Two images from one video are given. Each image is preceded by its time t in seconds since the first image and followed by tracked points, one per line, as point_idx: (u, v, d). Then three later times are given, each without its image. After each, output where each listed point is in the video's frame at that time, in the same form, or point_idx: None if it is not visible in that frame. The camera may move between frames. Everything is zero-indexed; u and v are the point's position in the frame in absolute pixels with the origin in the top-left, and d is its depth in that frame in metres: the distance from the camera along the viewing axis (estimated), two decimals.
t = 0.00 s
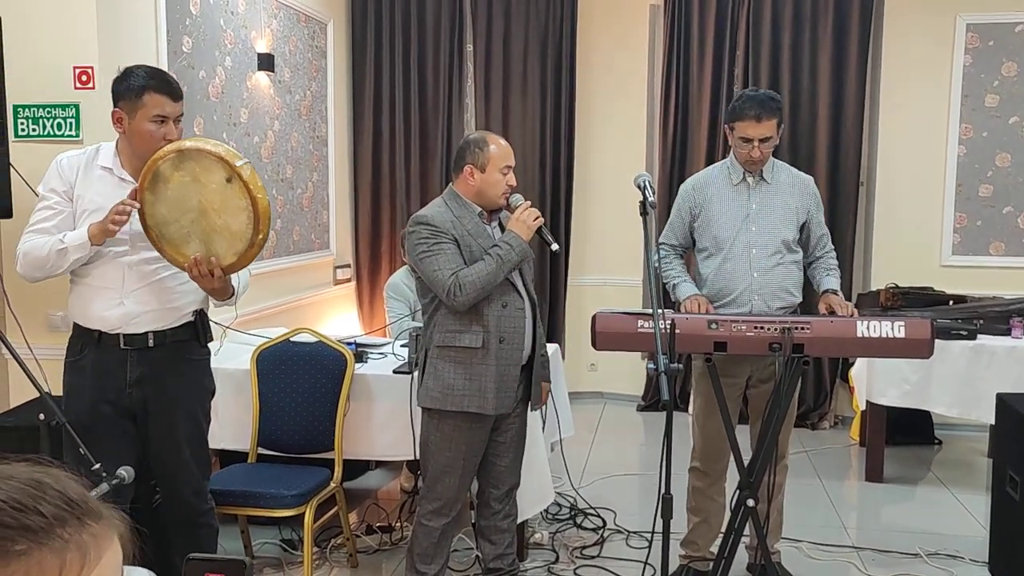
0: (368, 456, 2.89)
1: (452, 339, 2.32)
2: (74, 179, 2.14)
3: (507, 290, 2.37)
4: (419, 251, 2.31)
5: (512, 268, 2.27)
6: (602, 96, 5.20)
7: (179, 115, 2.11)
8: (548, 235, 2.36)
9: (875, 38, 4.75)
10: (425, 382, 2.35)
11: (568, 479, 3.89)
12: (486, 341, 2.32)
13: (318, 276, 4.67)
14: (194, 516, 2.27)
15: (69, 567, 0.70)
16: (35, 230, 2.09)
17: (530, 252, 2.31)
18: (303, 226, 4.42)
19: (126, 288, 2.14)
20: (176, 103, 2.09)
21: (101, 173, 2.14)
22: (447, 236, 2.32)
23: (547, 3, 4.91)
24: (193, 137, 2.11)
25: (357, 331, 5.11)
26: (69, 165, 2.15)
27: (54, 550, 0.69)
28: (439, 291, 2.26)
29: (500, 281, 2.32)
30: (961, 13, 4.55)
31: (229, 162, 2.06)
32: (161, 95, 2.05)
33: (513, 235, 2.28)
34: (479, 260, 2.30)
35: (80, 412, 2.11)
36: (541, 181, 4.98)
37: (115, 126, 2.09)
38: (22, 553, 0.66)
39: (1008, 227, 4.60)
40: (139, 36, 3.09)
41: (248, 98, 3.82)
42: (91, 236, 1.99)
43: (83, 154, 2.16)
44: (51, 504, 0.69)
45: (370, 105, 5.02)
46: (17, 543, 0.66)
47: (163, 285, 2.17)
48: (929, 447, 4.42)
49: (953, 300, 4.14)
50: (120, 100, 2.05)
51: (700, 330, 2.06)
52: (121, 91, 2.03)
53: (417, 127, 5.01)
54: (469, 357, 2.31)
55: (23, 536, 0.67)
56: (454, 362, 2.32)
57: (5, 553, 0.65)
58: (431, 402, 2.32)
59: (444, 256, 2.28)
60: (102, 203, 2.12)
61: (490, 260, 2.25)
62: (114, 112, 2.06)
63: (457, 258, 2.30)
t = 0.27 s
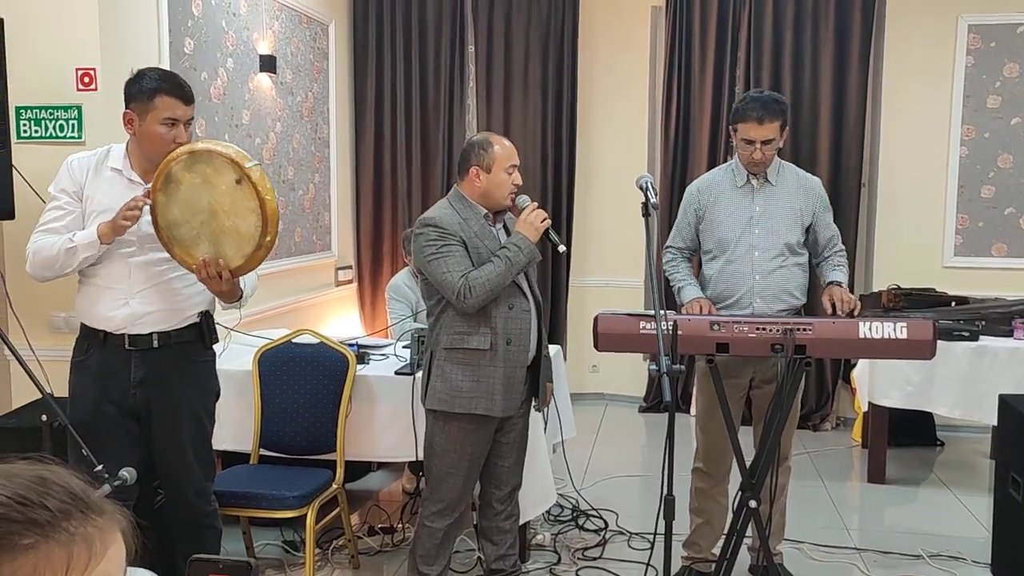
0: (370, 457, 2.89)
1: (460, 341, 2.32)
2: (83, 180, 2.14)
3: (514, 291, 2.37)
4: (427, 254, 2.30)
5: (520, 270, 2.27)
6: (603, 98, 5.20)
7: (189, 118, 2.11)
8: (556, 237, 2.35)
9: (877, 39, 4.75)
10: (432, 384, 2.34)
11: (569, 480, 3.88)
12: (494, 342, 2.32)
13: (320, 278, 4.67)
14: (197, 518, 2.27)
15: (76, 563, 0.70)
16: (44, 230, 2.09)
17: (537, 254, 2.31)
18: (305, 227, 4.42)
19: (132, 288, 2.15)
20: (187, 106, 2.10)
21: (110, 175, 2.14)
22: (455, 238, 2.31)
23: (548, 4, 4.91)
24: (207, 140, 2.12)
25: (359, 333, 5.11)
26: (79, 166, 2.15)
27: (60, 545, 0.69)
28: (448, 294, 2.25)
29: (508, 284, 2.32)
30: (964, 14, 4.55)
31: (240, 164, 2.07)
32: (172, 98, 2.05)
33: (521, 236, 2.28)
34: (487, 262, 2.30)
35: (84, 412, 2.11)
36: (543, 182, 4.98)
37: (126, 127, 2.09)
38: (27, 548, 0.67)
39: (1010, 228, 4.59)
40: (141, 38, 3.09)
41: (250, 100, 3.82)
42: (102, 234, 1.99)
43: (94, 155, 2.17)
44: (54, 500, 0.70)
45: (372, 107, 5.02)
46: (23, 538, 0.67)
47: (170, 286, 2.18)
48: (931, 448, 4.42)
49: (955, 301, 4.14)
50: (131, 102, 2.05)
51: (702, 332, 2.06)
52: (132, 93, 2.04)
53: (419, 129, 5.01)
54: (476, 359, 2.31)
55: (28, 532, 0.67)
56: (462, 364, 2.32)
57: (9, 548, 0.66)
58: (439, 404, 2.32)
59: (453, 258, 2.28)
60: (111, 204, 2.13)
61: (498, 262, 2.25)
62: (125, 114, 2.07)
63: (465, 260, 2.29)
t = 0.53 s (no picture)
0: (371, 459, 2.89)
1: (465, 342, 2.31)
2: (89, 181, 2.15)
3: (518, 292, 2.37)
4: (430, 255, 2.30)
5: (524, 270, 2.28)
6: (604, 99, 5.21)
7: (197, 121, 2.12)
8: (558, 236, 2.37)
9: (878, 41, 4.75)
10: (436, 385, 2.34)
11: (571, 481, 3.88)
12: (499, 343, 2.32)
13: (321, 279, 4.68)
14: (199, 519, 2.27)
15: (74, 560, 0.70)
16: (49, 231, 2.09)
17: (541, 253, 2.33)
18: (306, 228, 4.42)
19: (138, 289, 2.15)
20: (195, 108, 2.10)
21: (117, 176, 2.15)
22: (459, 239, 2.31)
23: (549, 6, 4.92)
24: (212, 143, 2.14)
25: (360, 334, 5.12)
26: (85, 167, 2.15)
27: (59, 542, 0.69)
28: (453, 295, 2.25)
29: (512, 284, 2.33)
30: (965, 15, 4.55)
31: (246, 165, 2.10)
32: (180, 101, 2.05)
33: (524, 236, 2.29)
34: (491, 263, 2.30)
35: (87, 413, 2.11)
36: (544, 184, 4.98)
37: (133, 129, 2.10)
38: (26, 548, 0.67)
39: (1012, 229, 4.59)
40: (143, 39, 3.09)
41: (251, 101, 3.82)
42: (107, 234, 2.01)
43: (99, 156, 2.17)
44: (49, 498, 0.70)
45: (373, 108, 5.02)
46: (21, 538, 0.67)
47: (175, 286, 2.18)
48: (933, 450, 4.41)
49: (956, 303, 4.13)
50: (140, 104, 2.06)
51: (703, 332, 2.06)
52: (141, 96, 2.04)
53: (420, 130, 5.02)
54: (481, 360, 2.31)
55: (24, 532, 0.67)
56: (466, 365, 2.31)
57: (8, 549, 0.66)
58: (444, 405, 2.32)
59: (458, 259, 2.28)
60: (117, 205, 2.13)
61: (503, 263, 2.26)
62: (134, 116, 2.08)
63: (470, 261, 2.29)
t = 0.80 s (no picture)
0: (372, 460, 2.89)
1: (466, 343, 2.31)
2: (93, 182, 2.15)
3: (518, 293, 2.38)
4: (431, 256, 2.30)
5: (525, 269, 2.28)
6: (605, 101, 5.21)
7: (200, 123, 2.12)
8: (558, 235, 2.36)
9: (879, 43, 4.75)
10: (438, 387, 2.33)
11: (572, 483, 3.88)
12: (500, 344, 2.32)
13: (322, 280, 4.68)
14: (200, 520, 2.27)
15: (70, 561, 0.71)
16: (50, 232, 2.09)
17: (541, 252, 2.33)
18: (307, 229, 4.42)
19: (139, 289, 2.15)
20: (199, 111, 2.10)
21: (120, 177, 2.15)
22: (459, 240, 2.31)
23: (550, 7, 4.92)
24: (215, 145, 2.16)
25: (361, 335, 5.12)
26: (89, 167, 2.16)
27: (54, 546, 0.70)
28: (454, 295, 2.25)
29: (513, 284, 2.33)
30: (966, 17, 4.55)
31: (252, 165, 2.13)
32: (185, 103, 2.05)
33: (524, 235, 2.29)
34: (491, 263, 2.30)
35: (89, 414, 2.12)
36: (545, 185, 4.98)
37: (138, 131, 2.10)
38: (22, 551, 0.68)
39: (1012, 231, 4.59)
40: (145, 40, 3.09)
41: (252, 102, 3.82)
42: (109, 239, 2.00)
43: (103, 157, 2.17)
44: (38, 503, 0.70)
45: (374, 110, 5.03)
46: (16, 542, 0.67)
47: (176, 286, 2.18)
48: (934, 451, 4.41)
49: (958, 304, 4.13)
50: (144, 105, 2.06)
51: (704, 334, 2.06)
52: (146, 98, 2.04)
53: (421, 132, 5.02)
54: (483, 361, 2.31)
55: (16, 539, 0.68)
56: (468, 366, 2.31)
57: (4, 553, 0.67)
58: (445, 406, 2.31)
59: (458, 260, 2.28)
60: (120, 206, 2.14)
61: (503, 262, 2.26)
62: (137, 117, 2.07)
63: (470, 262, 2.29)
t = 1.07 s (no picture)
0: (373, 462, 2.89)
1: (467, 345, 2.32)
2: (94, 184, 2.15)
3: (518, 294, 2.38)
4: (430, 259, 2.30)
5: (524, 271, 2.29)
6: (606, 103, 5.21)
7: (203, 126, 2.12)
8: (557, 236, 2.36)
9: (880, 45, 4.76)
10: (438, 389, 2.33)
11: (573, 485, 3.88)
12: (500, 346, 2.33)
13: (324, 282, 4.68)
14: (201, 522, 2.27)
15: (72, 568, 0.72)
16: (51, 234, 2.09)
17: (541, 253, 2.33)
18: (308, 231, 4.43)
19: (140, 292, 2.16)
20: (201, 114, 2.10)
21: (122, 179, 2.16)
22: (458, 242, 2.31)
23: (552, 10, 4.93)
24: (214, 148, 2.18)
25: (362, 337, 5.12)
26: (90, 169, 2.16)
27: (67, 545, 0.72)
28: (454, 297, 2.25)
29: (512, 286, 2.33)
30: (966, 19, 4.55)
31: (254, 168, 2.16)
32: (187, 105, 2.06)
33: (523, 236, 2.30)
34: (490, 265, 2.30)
35: (89, 416, 2.12)
36: (546, 187, 4.99)
37: (139, 133, 2.10)
38: (27, 560, 0.69)
39: (1014, 233, 4.59)
40: (147, 43, 3.10)
41: (254, 105, 3.82)
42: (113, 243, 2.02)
43: (105, 159, 2.18)
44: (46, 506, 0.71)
45: (376, 112, 5.03)
46: (21, 551, 0.69)
47: (175, 288, 2.19)
48: (935, 453, 4.41)
49: (959, 306, 4.12)
50: (146, 108, 2.06)
51: (705, 336, 2.06)
52: (148, 101, 2.04)
53: (423, 134, 5.03)
54: (483, 363, 2.32)
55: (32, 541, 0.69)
56: (468, 368, 2.32)
57: (9, 561, 0.68)
58: (446, 409, 2.31)
59: (457, 262, 2.28)
60: (122, 209, 2.14)
61: (502, 264, 2.26)
62: (139, 120, 2.08)
63: (469, 264, 2.29)
